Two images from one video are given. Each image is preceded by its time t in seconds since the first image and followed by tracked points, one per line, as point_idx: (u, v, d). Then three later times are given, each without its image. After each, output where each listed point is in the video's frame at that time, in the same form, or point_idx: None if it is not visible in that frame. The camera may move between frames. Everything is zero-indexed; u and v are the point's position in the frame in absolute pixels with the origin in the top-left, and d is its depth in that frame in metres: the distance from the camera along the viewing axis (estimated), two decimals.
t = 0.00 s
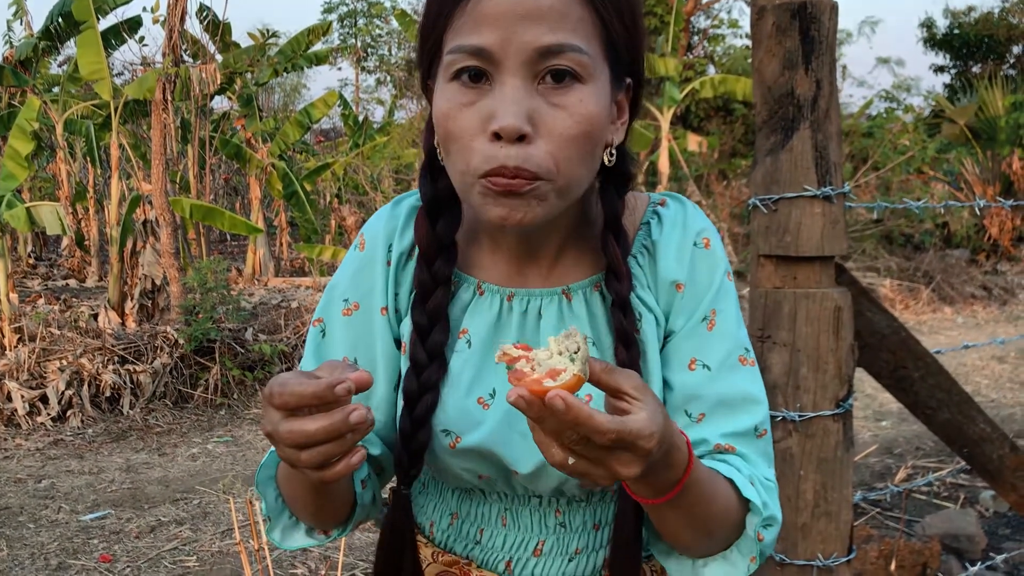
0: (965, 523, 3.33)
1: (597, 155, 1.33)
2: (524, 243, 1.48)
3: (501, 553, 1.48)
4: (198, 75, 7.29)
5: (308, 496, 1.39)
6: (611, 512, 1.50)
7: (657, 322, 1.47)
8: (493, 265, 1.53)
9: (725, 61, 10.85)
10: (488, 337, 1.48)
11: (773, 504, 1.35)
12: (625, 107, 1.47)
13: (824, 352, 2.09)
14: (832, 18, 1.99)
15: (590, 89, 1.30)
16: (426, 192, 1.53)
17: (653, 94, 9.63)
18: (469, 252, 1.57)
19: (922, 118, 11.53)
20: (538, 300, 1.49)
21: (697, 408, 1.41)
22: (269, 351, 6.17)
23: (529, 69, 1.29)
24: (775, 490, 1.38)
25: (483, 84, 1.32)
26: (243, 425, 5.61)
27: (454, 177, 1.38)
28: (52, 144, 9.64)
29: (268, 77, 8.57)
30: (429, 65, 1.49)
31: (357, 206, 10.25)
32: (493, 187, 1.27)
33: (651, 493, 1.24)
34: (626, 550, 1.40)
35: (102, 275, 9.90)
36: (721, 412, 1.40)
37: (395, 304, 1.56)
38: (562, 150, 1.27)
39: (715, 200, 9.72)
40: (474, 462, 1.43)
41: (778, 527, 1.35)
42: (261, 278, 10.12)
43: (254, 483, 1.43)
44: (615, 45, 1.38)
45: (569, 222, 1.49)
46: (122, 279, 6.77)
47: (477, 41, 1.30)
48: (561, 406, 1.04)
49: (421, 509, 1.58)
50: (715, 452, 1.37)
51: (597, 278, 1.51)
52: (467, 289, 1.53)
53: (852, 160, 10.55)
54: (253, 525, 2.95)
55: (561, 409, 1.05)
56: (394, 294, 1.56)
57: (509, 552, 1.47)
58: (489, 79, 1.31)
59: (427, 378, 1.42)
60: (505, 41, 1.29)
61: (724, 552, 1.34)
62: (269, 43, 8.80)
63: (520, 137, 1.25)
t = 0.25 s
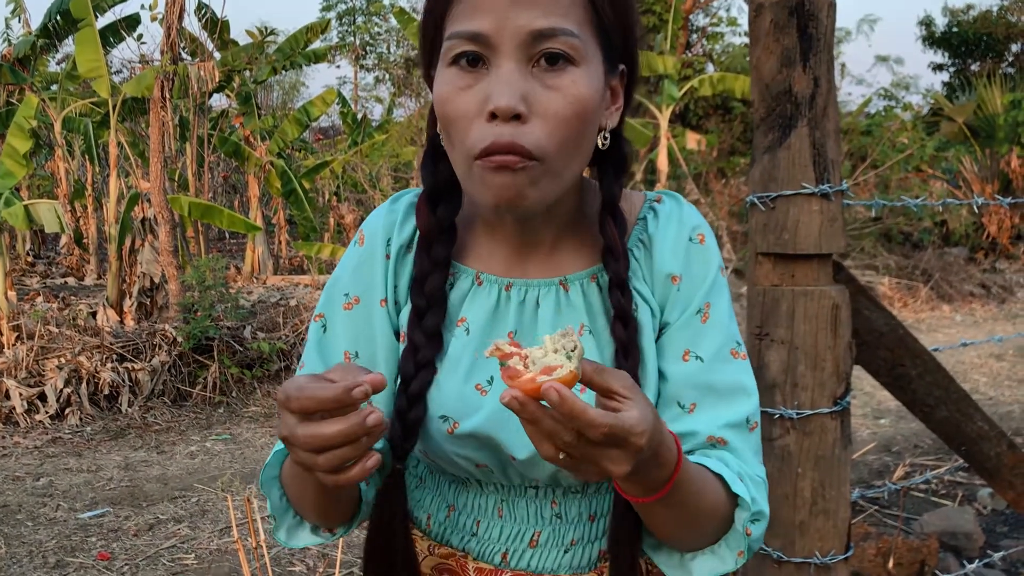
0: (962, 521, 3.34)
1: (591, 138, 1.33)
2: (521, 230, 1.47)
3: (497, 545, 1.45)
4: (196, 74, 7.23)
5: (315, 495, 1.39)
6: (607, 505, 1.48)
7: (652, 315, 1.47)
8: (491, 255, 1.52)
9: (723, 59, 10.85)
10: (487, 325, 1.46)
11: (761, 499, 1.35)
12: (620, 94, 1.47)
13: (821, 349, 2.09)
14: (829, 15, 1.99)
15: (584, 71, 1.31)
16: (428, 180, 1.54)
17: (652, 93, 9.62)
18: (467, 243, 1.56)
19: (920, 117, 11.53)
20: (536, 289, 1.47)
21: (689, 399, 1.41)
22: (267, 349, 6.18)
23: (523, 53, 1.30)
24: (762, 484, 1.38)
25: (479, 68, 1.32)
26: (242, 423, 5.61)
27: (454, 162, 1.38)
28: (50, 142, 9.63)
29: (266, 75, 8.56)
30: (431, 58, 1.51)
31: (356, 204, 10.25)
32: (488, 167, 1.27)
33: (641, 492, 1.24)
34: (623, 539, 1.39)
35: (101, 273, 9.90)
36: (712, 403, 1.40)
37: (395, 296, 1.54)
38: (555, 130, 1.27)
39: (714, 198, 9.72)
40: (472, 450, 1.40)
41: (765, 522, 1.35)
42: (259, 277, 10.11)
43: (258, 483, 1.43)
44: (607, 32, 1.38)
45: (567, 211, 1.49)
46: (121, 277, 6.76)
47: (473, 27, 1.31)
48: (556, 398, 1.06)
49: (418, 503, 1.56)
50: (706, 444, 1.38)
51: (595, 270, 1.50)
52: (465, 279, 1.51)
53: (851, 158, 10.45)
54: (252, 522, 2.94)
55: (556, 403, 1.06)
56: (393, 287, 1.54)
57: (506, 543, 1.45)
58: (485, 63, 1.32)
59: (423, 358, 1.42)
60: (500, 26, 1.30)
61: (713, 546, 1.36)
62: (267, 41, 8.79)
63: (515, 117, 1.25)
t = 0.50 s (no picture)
0: (960, 519, 3.34)
1: (579, 128, 1.33)
2: (518, 222, 1.46)
3: (491, 535, 1.44)
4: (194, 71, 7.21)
5: (332, 495, 1.37)
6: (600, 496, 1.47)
7: (645, 309, 1.46)
8: (489, 247, 1.51)
9: (723, 56, 10.84)
10: (486, 316, 1.45)
11: (746, 498, 1.35)
12: (612, 85, 1.46)
13: (818, 347, 2.09)
14: (827, 12, 1.99)
15: (568, 62, 1.30)
16: (432, 172, 1.54)
17: (651, 91, 9.62)
18: (467, 234, 1.54)
19: (920, 115, 11.53)
20: (534, 282, 1.46)
21: (678, 393, 1.41)
22: (266, 347, 6.19)
23: (509, 45, 1.29)
24: (747, 483, 1.38)
25: (468, 60, 1.32)
26: (240, 421, 5.61)
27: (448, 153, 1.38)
28: (49, 140, 9.62)
29: (265, 73, 8.54)
30: (429, 51, 1.50)
31: (355, 202, 10.24)
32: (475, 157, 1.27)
33: (615, 489, 1.25)
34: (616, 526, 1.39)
35: (100, 271, 9.90)
36: (699, 396, 1.41)
37: (398, 288, 1.52)
38: (540, 121, 1.27)
39: (713, 196, 9.71)
40: (469, 438, 1.38)
41: (749, 521, 1.36)
42: (258, 275, 10.11)
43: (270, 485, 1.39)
44: (594, 24, 1.37)
45: (564, 203, 1.48)
46: (119, 275, 6.76)
47: (461, 21, 1.31)
48: (520, 387, 1.08)
49: (412, 494, 1.54)
50: (693, 440, 1.38)
51: (592, 264, 1.49)
52: (465, 271, 1.50)
53: (850, 156, 10.38)
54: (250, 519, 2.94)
55: (520, 392, 1.08)
56: (396, 279, 1.52)
57: (500, 533, 1.44)
58: (474, 57, 1.32)
59: (418, 340, 1.41)
60: (486, 19, 1.29)
61: (696, 544, 1.36)
62: (266, 39, 8.78)
63: (500, 107, 1.26)
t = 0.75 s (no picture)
0: (960, 516, 3.34)
1: (585, 126, 1.34)
2: (519, 216, 1.46)
3: (489, 529, 1.44)
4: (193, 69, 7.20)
5: (334, 491, 1.36)
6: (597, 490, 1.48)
7: (643, 306, 1.46)
8: (489, 242, 1.51)
9: (722, 54, 10.84)
10: (486, 309, 1.45)
11: (739, 494, 1.36)
12: (611, 79, 1.46)
13: (817, 345, 2.09)
14: (825, 10, 1.99)
15: (573, 62, 1.31)
16: (432, 166, 1.55)
17: (651, 89, 9.61)
18: (466, 228, 1.54)
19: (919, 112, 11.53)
20: (533, 278, 1.46)
21: (674, 388, 1.42)
22: (266, 345, 6.20)
23: (515, 47, 1.30)
24: (742, 480, 1.39)
25: (474, 62, 1.33)
26: (240, 420, 5.61)
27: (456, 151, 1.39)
28: (49, 139, 9.62)
29: (264, 72, 8.53)
30: (432, 50, 1.50)
31: (355, 200, 10.24)
32: (488, 156, 1.28)
33: (607, 489, 1.26)
34: (610, 518, 1.41)
35: (100, 270, 9.90)
36: (695, 392, 1.41)
37: (401, 283, 1.52)
38: (549, 122, 1.28)
39: (713, 194, 9.71)
40: (468, 428, 1.40)
41: (743, 516, 1.36)
42: (258, 273, 10.11)
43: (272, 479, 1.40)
44: (596, 22, 1.37)
45: (564, 199, 1.48)
46: (119, 274, 6.76)
47: (468, 23, 1.31)
48: (505, 393, 1.09)
49: (411, 489, 1.54)
50: (689, 436, 1.38)
51: (591, 259, 1.49)
52: (466, 266, 1.49)
53: (850, 154, 10.40)
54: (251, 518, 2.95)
55: (505, 398, 1.10)
56: (399, 275, 1.52)
57: (498, 527, 1.44)
58: (479, 60, 1.32)
59: (419, 329, 1.42)
60: (492, 22, 1.29)
61: (690, 540, 1.37)
62: (265, 37, 8.77)
63: (510, 108, 1.27)
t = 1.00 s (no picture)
0: (960, 515, 3.35)
1: (590, 131, 1.35)
2: (520, 219, 1.47)
3: (491, 527, 1.45)
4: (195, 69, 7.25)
5: (342, 496, 1.37)
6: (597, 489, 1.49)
7: (641, 306, 1.46)
8: (491, 244, 1.52)
9: (723, 53, 10.84)
10: (488, 311, 1.46)
11: (735, 491, 1.36)
12: (613, 84, 1.48)
13: (817, 345, 2.10)
14: (825, 11, 1.99)
15: (579, 69, 1.32)
16: (433, 165, 1.56)
17: (651, 88, 9.62)
18: (468, 229, 1.55)
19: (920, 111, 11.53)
20: (534, 279, 1.47)
21: (673, 387, 1.42)
22: (267, 345, 6.22)
23: (524, 54, 1.31)
24: (739, 478, 1.39)
25: (483, 67, 1.34)
26: (242, 420, 5.63)
27: (461, 156, 1.40)
28: (50, 139, 9.63)
29: (265, 71, 8.53)
30: (438, 55, 1.51)
31: (355, 200, 10.25)
32: (496, 161, 1.29)
33: (605, 491, 1.27)
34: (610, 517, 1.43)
35: (101, 270, 9.91)
36: (694, 391, 1.42)
37: (403, 285, 1.53)
38: (556, 127, 1.29)
39: (713, 193, 9.71)
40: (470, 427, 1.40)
41: (741, 513, 1.36)
42: (259, 273, 10.12)
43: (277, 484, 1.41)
44: (601, 28, 1.38)
45: (566, 201, 1.49)
46: (121, 274, 6.77)
47: (477, 29, 1.32)
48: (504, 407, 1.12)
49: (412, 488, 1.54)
50: (689, 434, 1.39)
51: (590, 261, 1.50)
52: (468, 268, 1.50)
53: (851, 153, 10.42)
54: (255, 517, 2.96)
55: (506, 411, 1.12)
56: (401, 278, 1.53)
57: (500, 525, 1.45)
58: (488, 65, 1.33)
59: (421, 326, 1.42)
60: (501, 28, 1.31)
61: (689, 537, 1.38)
62: (266, 37, 8.78)
63: (518, 114, 1.28)
